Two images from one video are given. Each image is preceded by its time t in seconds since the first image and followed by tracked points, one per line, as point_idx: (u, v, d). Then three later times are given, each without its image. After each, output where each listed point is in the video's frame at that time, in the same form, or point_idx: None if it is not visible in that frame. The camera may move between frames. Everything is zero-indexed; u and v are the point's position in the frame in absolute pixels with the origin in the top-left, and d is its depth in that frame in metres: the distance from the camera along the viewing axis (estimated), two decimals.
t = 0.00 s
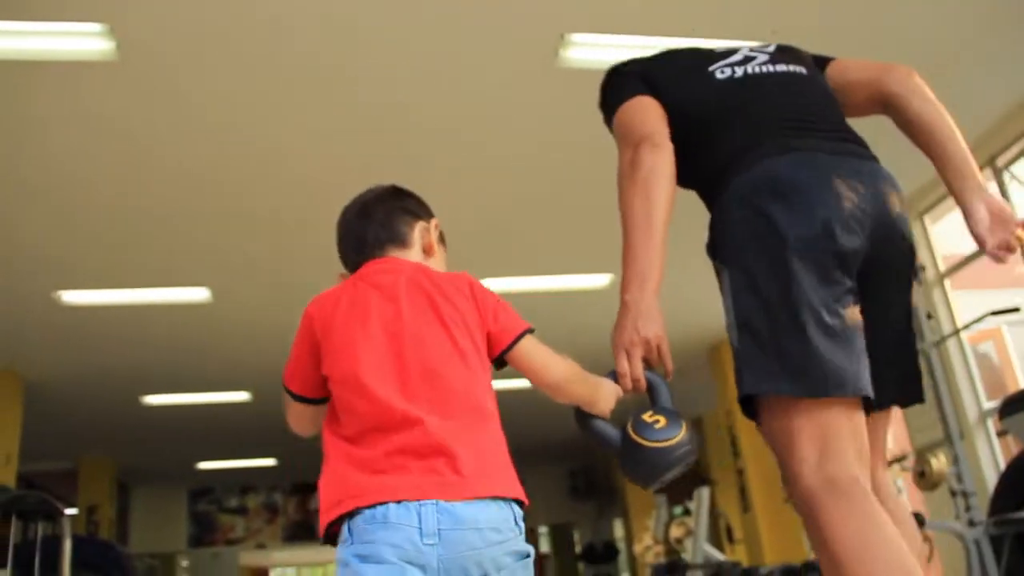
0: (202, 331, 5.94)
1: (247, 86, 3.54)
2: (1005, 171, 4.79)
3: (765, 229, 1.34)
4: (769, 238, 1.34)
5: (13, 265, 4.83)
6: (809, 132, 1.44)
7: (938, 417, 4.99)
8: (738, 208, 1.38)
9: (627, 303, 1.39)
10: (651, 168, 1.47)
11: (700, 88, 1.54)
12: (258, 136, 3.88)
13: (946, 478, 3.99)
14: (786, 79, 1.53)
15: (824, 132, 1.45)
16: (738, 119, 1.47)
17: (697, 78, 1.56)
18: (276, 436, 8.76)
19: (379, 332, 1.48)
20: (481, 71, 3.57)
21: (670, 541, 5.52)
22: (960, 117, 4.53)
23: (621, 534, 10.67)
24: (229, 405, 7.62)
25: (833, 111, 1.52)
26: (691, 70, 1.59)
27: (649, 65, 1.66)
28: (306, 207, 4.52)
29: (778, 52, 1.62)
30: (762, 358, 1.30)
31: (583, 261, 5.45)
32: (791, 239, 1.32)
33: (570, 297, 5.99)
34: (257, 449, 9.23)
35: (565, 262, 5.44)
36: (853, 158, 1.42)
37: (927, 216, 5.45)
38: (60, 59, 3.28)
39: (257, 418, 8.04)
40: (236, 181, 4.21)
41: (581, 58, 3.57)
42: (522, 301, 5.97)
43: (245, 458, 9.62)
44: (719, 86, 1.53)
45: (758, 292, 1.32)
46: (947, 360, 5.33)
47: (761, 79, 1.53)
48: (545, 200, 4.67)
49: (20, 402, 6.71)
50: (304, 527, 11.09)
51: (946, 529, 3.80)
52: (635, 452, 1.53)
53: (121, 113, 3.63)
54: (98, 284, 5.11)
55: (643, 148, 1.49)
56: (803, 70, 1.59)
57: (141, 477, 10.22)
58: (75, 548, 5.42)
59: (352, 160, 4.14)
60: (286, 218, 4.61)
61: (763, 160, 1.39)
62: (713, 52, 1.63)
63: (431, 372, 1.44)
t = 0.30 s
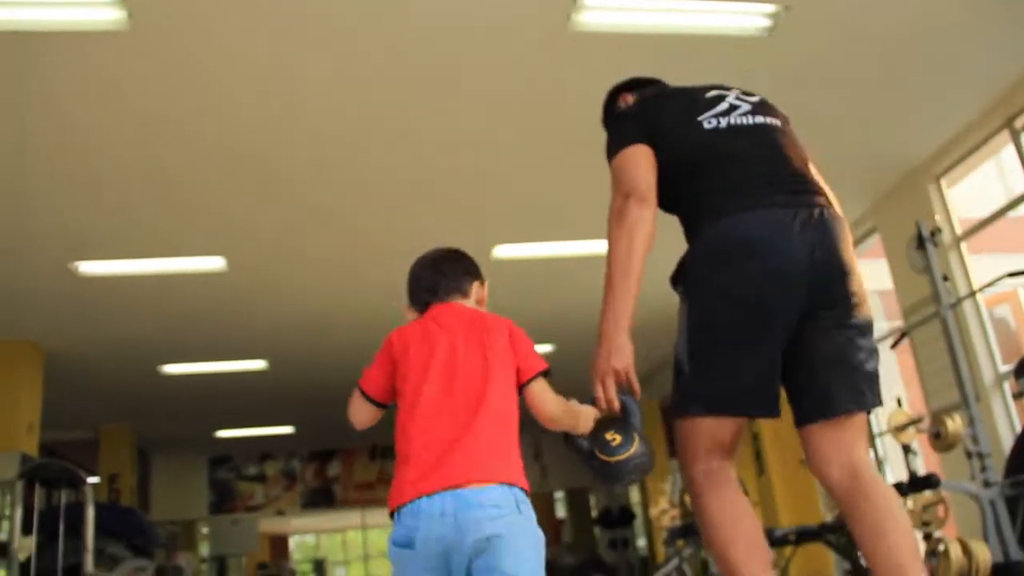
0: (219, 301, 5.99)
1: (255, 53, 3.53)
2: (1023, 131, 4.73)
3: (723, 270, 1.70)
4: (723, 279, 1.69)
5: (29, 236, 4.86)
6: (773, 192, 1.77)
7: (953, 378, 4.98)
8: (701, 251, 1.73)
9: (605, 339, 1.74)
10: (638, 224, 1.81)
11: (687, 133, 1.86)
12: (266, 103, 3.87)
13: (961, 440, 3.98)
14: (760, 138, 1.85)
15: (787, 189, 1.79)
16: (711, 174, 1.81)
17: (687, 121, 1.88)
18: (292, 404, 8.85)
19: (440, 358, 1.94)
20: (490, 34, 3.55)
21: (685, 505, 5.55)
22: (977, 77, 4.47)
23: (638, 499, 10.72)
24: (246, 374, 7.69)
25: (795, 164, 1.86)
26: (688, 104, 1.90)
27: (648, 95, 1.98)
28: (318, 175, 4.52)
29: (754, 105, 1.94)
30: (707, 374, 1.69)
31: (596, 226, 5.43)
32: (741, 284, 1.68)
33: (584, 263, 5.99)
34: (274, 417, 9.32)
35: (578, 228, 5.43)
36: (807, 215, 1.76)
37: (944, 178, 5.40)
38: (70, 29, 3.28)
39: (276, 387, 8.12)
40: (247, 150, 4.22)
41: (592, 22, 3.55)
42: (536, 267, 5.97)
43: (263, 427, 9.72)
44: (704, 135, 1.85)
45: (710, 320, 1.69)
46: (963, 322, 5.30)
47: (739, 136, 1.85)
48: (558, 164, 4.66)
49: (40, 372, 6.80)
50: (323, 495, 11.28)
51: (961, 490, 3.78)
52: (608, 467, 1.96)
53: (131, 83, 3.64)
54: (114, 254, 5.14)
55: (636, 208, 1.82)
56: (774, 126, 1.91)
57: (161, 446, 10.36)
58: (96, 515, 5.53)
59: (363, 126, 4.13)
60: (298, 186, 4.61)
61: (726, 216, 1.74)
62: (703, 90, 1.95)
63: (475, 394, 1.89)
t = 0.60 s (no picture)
0: (233, 238, 6.01)
1: None
2: None
3: (683, 270, 1.69)
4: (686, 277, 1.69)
5: (42, 173, 4.86)
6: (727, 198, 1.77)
7: (966, 312, 4.99)
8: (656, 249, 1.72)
9: (597, 323, 1.73)
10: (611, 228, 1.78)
11: (641, 143, 1.82)
12: (277, 37, 3.82)
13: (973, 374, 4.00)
14: (712, 145, 1.82)
15: (736, 198, 1.78)
16: (666, 180, 1.78)
17: (640, 133, 1.83)
18: (307, 341, 8.94)
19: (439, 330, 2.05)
20: None
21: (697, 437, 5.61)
22: (1001, 7, 4.38)
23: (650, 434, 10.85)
24: (261, 311, 7.76)
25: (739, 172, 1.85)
26: (638, 115, 1.86)
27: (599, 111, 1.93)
28: (330, 108, 4.48)
29: (703, 108, 1.90)
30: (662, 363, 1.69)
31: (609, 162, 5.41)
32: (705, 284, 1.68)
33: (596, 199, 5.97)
34: (289, 354, 9.43)
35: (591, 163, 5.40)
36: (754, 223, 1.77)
37: (962, 112, 5.33)
38: None
39: (291, 324, 8.21)
40: (258, 85, 4.19)
41: None
42: (548, 202, 5.96)
43: (278, 363, 9.84)
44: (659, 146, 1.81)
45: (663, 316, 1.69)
46: (976, 256, 5.29)
47: (692, 143, 1.81)
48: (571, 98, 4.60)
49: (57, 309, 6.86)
50: (338, 430, 11.47)
51: (973, 423, 3.80)
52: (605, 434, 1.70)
53: (141, 18, 3.59)
54: (128, 191, 5.14)
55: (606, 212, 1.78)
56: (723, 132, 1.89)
57: (178, 383, 10.51)
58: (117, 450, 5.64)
59: (374, 58, 4.08)
60: (308, 120, 4.57)
61: (686, 219, 1.72)
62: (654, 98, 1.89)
63: (472, 359, 2.00)
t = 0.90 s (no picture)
0: (238, 181, 6.00)
1: None
2: None
3: (635, 253, 1.91)
4: (638, 261, 1.91)
5: (48, 115, 4.85)
6: (681, 191, 1.97)
7: (973, 255, 4.98)
8: (614, 235, 1.95)
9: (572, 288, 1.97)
10: (580, 218, 2.02)
11: (611, 143, 2.04)
12: None
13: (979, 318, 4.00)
14: (673, 142, 2.00)
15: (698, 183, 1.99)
16: (628, 175, 1.99)
17: (610, 135, 2.05)
18: (314, 284, 8.98)
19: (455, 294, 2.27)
20: None
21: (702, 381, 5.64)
22: None
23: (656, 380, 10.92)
24: (268, 255, 7.78)
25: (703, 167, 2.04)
26: (612, 117, 2.07)
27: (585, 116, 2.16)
28: (336, 51, 4.45)
29: (673, 108, 2.08)
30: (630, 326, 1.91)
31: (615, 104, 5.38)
32: (654, 267, 1.89)
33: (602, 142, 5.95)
34: (297, 298, 9.48)
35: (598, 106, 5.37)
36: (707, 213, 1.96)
37: (975, 57, 5.27)
38: None
39: (298, 267, 8.25)
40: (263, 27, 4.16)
41: None
42: (555, 144, 5.93)
43: (286, 307, 9.90)
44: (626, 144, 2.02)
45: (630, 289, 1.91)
46: (985, 199, 5.26)
47: (654, 141, 2.00)
48: (577, 42, 4.57)
49: (65, 253, 6.89)
50: (345, 374, 11.58)
51: (978, 367, 3.83)
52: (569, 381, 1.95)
53: None
54: (134, 134, 5.14)
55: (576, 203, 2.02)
56: (692, 129, 2.06)
57: (186, 327, 10.60)
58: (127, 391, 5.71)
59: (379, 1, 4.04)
60: (313, 64, 4.55)
61: (646, 212, 1.93)
62: (632, 103, 2.09)
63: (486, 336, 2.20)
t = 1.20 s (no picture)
0: (244, 138, 5.99)
1: None
2: None
3: (620, 248, 2.31)
4: (623, 253, 2.31)
5: (54, 71, 4.84)
6: (655, 189, 2.35)
7: (984, 219, 4.95)
8: (600, 231, 2.35)
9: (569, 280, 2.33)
10: (571, 220, 2.40)
11: (592, 149, 2.42)
12: None
13: (988, 281, 3.96)
14: (646, 148, 2.38)
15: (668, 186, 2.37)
16: (609, 179, 2.38)
17: (593, 145, 2.41)
18: (320, 243, 8.99)
19: (462, 281, 2.78)
20: None
21: (707, 343, 5.64)
22: None
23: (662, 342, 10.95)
24: (275, 213, 7.78)
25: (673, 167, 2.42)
26: (591, 125, 2.45)
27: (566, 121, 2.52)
28: (342, 8, 4.42)
29: (645, 118, 2.45)
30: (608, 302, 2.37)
31: (624, 64, 5.33)
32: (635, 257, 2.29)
33: (610, 101, 5.91)
34: (303, 256, 9.49)
35: (606, 66, 5.34)
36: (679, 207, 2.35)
37: (991, 19, 5.20)
38: None
39: (304, 226, 8.25)
40: None
41: None
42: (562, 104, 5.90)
43: (293, 266, 9.92)
44: (607, 151, 2.40)
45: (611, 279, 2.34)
46: (997, 162, 5.21)
47: (631, 148, 2.38)
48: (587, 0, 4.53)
49: (71, 209, 6.89)
50: (351, 333, 11.62)
51: (985, 330, 3.84)
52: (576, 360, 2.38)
53: None
54: (139, 90, 5.12)
55: (567, 207, 2.41)
56: (661, 135, 2.44)
57: (192, 285, 10.62)
58: (134, 347, 5.74)
59: None
60: (319, 20, 4.52)
61: (623, 214, 2.33)
62: (608, 111, 2.46)
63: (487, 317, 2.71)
